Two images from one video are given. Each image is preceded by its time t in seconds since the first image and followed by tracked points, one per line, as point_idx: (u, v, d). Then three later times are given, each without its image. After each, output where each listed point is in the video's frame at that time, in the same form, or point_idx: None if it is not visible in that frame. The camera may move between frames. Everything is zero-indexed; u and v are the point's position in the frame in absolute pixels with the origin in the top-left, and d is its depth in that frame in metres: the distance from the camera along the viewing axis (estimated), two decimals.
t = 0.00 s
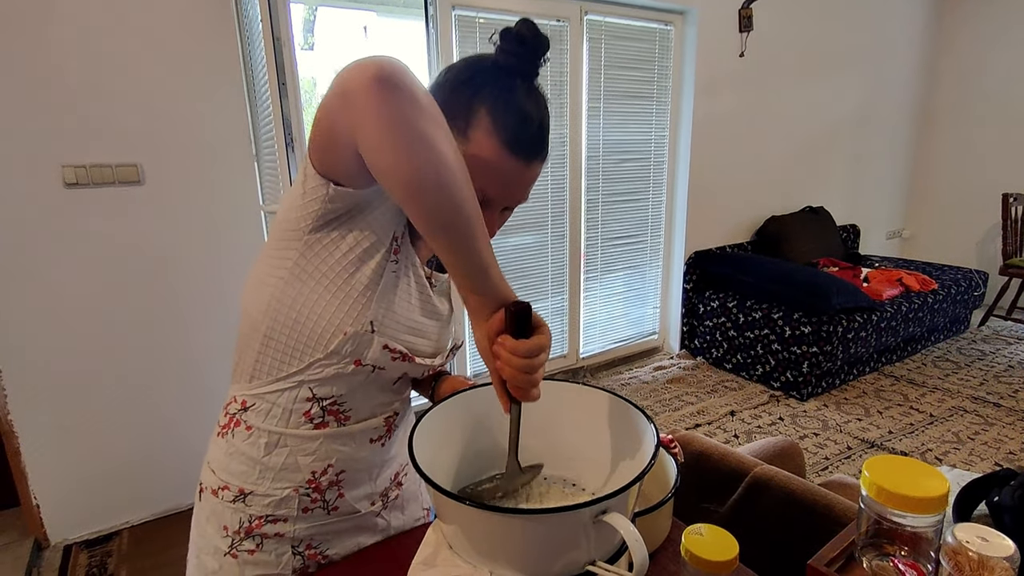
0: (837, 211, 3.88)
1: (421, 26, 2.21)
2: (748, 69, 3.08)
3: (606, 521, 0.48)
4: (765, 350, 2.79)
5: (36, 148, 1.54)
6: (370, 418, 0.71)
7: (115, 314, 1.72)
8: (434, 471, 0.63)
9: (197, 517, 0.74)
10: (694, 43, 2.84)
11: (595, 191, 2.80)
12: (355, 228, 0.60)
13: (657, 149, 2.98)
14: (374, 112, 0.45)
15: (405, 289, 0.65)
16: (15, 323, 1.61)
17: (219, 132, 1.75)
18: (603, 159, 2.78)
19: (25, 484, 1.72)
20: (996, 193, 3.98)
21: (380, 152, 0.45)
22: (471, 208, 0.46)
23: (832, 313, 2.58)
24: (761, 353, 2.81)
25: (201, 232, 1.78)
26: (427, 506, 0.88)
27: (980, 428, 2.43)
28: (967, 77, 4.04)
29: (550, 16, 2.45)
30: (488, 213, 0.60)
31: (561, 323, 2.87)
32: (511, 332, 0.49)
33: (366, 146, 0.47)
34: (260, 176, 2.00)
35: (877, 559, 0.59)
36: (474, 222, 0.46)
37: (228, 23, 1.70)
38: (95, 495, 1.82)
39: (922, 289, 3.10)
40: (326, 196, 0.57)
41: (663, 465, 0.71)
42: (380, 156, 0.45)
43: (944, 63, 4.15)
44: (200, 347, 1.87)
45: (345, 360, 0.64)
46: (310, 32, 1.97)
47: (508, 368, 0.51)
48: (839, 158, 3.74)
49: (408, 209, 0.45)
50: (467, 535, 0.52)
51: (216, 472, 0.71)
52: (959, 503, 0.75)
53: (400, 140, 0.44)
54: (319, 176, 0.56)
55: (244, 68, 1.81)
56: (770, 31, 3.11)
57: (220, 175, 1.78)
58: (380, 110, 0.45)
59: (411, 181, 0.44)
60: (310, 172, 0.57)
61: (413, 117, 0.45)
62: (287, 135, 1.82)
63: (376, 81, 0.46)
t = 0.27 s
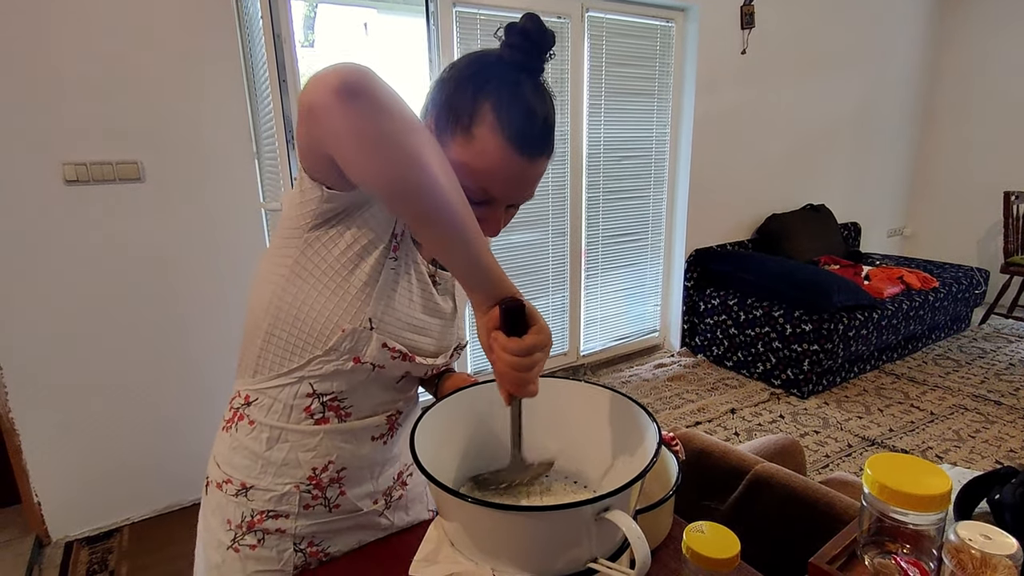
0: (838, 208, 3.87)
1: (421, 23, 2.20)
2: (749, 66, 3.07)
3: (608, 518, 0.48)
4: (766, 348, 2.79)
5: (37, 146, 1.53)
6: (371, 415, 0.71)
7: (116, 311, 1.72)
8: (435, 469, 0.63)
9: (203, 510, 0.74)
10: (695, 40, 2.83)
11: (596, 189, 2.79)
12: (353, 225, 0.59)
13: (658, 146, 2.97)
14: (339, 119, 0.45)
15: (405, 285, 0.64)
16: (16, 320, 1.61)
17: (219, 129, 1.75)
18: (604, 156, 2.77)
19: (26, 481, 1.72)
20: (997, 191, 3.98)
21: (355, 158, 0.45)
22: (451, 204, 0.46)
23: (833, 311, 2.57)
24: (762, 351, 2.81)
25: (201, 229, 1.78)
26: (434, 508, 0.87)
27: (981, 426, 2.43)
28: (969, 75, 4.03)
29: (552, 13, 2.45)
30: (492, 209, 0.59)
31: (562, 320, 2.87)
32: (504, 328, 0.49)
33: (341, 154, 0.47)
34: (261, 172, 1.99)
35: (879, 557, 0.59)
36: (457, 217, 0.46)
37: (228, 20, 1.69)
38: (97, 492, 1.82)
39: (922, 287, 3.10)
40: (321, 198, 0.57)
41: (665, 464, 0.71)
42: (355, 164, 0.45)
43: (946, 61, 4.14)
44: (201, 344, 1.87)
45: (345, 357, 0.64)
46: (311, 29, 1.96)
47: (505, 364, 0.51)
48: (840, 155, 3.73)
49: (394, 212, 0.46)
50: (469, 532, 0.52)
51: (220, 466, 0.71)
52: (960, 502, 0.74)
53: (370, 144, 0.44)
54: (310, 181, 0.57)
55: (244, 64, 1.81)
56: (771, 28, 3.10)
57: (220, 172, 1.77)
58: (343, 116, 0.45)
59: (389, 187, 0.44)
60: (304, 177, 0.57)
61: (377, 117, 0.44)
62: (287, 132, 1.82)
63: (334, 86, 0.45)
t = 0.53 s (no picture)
0: (838, 206, 3.87)
1: (421, 21, 2.20)
2: (750, 63, 3.06)
3: (608, 517, 0.48)
4: (766, 346, 2.79)
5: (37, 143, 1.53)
6: (377, 414, 0.70)
7: (117, 309, 1.72)
8: (436, 468, 0.63)
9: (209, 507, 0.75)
10: (696, 38, 2.83)
11: (597, 187, 2.79)
12: (361, 226, 0.60)
13: (659, 144, 2.97)
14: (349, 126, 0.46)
15: (411, 290, 0.65)
16: (17, 318, 1.61)
17: (219, 127, 1.74)
18: (605, 154, 2.77)
19: (27, 479, 1.72)
20: (997, 189, 3.97)
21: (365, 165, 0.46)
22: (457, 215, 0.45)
23: (834, 309, 2.57)
24: (762, 349, 2.81)
25: (202, 227, 1.78)
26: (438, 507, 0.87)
27: (981, 425, 2.43)
28: (970, 73, 4.02)
29: (552, 10, 2.44)
30: (498, 212, 0.59)
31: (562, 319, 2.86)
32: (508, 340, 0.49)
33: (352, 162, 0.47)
34: (260, 170, 1.99)
35: (880, 556, 0.59)
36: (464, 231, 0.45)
37: (228, 17, 1.69)
38: (97, 489, 1.82)
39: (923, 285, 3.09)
40: (329, 198, 0.57)
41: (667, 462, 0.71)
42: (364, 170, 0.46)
43: (946, 59, 4.13)
44: (201, 343, 1.87)
45: (350, 357, 0.63)
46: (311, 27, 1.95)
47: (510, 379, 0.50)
48: (841, 153, 3.73)
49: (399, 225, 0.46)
50: (469, 532, 0.52)
51: (225, 462, 0.72)
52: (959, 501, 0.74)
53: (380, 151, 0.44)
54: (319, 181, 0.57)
55: (244, 62, 1.81)
56: (772, 26, 3.09)
57: (220, 170, 1.77)
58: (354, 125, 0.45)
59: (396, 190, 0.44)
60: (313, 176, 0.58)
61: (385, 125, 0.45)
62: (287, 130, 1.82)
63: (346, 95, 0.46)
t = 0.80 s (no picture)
0: (839, 205, 3.86)
1: (421, 20, 2.19)
2: (750, 62, 3.06)
3: (608, 515, 0.48)
4: (766, 345, 2.79)
5: (36, 141, 1.53)
6: (368, 413, 0.70)
7: (116, 308, 1.72)
8: (434, 467, 0.63)
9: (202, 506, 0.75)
10: (696, 36, 2.83)
11: (596, 185, 2.79)
12: (347, 223, 0.60)
13: (659, 142, 2.97)
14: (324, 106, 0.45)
15: (401, 289, 0.64)
16: (16, 316, 1.60)
17: (218, 125, 1.74)
18: (604, 153, 2.77)
19: (27, 478, 1.72)
20: (998, 188, 3.97)
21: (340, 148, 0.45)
22: (439, 195, 0.44)
23: (834, 307, 2.57)
24: (762, 348, 2.81)
25: (201, 225, 1.78)
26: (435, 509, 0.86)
27: (980, 423, 2.43)
28: (971, 71, 4.02)
29: (552, 9, 2.44)
30: (491, 205, 0.59)
31: (562, 317, 2.86)
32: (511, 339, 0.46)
33: (325, 148, 0.46)
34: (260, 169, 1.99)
35: (879, 554, 0.59)
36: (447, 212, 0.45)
37: (227, 15, 1.69)
38: (97, 488, 1.82)
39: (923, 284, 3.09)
40: (313, 192, 0.57)
41: (664, 459, 0.71)
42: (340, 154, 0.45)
43: (947, 57, 4.13)
44: (201, 342, 1.87)
45: (340, 354, 0.63)
46: (310, 26, 1.94)
47: (506, 378, 0.47)
48: (841, 152, 3.72)
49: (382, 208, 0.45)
50: (469, 530, 0.52)
51: (218, 459, 0.72)
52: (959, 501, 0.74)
53: (358, 130, 0.44)
54: (302, 174, 0.57)
55: (243, 60, 1.80)
56: (772, 24, 3.09)
57: (219, 168, 1.77)
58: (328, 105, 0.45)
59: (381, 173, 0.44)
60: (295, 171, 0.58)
61: (363, 104, 0.45)
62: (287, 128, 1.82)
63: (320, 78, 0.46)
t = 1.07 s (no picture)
0: (839, 204, 3.86)
1: (421, 18, 2.19)
2: (750, 60, 3.05)
3: (606, 514, 0.48)
4: (766, 344, 2.79)
5: (35, 140, 1.53)
6: (349, 416, 0.71)
7: (114, 307, 1.72)
8: (432, 466, 0.63)
9: (180, 509, 0.75)
10: (696, 34, 2.82)
11: (597, 184, 2.78)
12: (336, 225, 0.59)
13: (659, 141, 2.96)
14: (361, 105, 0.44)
15: (385, 292, 0.66)
16: (15, 315, 1.60)
17: (218, 124, 1.74)
18: (604, 152, 2.76)
19: (27, 477, 1.72)
20: (998, 186, 3.96)
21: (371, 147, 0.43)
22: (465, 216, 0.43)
23: (834, 306, 2.57)
24: (762, 347, 2.81)
25: (201, 224, 1.78)
26: (417, 506, 0.88)
27: (980, 422, 2.43)
28: (971, 70, 4.01)
29: (552, 7, 2.43)
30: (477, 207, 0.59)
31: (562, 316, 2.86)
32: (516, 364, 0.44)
33: (354, 147, 0.44)
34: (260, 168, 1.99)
35: (879, 552, 0.59)
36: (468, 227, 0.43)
37: (227, 14, 1.68)
38: (97, 487, 1.82)
39: (923, 283, 3.09)
40: (307, 189, 0.56)
41: (664, 458, 0.71)
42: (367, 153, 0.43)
43: (948, 56, 4.12)
44: (201, 341, 1.87)
45: (322, 359, 0.64)
46: (310, 25, 1.93)
47: (512, 403, 0.45)
48: (841, 150, 3.72)
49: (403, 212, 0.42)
50: (468, 529, 0.52)
51: (195, 466, 0.72)
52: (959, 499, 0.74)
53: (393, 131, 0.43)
54: (300, 170, 0.55)
55: (242, 60, 1.80)
56: (773, 23, 3.08)
57: (218, 167, 1.77)
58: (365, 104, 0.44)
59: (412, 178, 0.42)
60: (289, 161, 0.56)
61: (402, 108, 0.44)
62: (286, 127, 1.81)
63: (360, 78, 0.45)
